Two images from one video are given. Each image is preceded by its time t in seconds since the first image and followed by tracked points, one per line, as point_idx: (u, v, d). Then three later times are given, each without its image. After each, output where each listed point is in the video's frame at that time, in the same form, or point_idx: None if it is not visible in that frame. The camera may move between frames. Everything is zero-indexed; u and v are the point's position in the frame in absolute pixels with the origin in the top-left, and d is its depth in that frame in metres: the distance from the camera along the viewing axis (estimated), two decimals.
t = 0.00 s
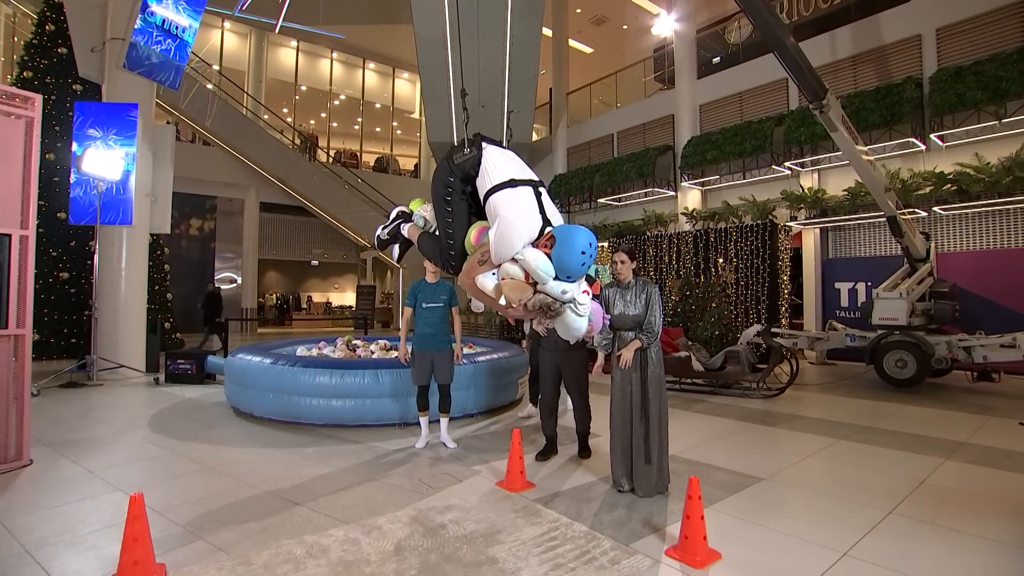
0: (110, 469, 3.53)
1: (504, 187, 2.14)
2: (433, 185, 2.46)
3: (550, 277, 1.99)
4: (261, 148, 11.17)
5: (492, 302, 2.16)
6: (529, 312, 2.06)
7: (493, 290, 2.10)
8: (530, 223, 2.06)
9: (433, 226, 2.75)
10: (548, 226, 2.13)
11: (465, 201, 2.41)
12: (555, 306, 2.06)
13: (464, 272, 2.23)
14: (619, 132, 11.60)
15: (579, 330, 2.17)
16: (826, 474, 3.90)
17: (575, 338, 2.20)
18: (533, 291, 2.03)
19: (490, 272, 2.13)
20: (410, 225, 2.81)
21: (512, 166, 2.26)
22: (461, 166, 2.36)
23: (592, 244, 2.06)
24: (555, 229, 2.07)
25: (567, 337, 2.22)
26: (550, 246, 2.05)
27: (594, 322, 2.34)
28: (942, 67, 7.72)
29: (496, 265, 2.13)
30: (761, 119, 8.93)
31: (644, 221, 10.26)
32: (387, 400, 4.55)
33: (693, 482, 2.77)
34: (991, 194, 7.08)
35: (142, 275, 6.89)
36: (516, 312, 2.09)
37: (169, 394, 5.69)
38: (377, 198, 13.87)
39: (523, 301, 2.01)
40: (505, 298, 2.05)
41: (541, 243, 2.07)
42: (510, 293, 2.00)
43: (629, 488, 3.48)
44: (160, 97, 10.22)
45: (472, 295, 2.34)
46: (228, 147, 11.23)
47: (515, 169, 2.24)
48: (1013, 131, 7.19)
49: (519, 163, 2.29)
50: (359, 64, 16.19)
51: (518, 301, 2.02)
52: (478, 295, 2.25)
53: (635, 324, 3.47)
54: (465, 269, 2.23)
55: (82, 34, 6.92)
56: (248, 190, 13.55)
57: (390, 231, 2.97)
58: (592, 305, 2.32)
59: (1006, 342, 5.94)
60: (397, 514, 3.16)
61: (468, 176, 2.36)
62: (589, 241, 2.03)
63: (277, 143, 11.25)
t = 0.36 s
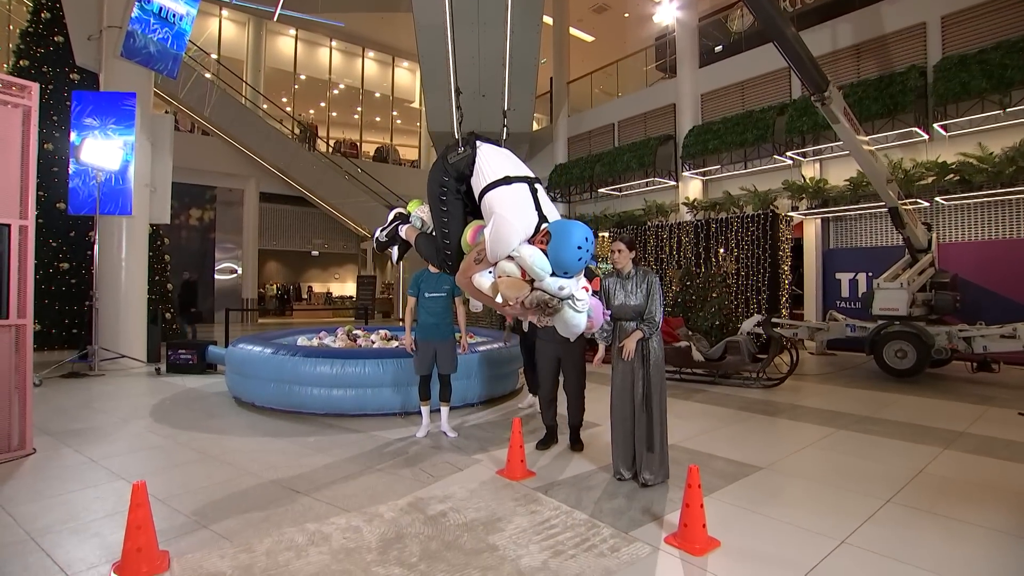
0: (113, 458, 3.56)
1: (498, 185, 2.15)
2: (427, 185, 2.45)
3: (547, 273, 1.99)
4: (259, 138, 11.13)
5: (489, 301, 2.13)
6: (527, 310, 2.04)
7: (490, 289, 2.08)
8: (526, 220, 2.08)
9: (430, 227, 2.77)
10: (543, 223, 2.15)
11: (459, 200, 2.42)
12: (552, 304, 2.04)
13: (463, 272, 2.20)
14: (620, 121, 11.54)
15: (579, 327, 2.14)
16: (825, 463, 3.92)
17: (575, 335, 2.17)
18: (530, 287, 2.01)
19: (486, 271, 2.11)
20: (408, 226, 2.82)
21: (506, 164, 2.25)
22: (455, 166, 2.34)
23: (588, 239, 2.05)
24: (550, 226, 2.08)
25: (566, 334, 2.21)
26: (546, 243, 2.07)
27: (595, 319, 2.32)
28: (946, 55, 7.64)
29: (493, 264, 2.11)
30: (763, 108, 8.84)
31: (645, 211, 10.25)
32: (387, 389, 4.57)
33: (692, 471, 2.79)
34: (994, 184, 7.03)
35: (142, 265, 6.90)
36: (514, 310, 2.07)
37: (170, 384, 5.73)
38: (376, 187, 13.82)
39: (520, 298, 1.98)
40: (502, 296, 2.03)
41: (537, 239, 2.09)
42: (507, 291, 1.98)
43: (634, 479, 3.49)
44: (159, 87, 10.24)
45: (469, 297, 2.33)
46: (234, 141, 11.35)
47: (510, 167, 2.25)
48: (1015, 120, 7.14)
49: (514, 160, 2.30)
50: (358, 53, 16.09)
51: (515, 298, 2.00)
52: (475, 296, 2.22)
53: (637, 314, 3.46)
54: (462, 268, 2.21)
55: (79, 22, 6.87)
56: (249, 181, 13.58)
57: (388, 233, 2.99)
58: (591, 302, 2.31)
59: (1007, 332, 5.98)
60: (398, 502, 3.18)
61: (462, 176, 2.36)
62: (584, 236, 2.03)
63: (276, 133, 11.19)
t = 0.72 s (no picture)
0: (98, 454, 3.47)
1: (486, 195, 2.09)
2: (415, 192, 2.41)
3: (532, 289, 1.93)
4: (248, 123, 10.99)
5: (474, 314, 2.10)
6: (512, 326, 1.99)
7: (474, 302, 2.05)
8: (514, 231, 2.02)
9: (417, 231, 2.73)
10: (531, 234, 2.08)
11: (446, 207, 2.36)
12: (538, 319, 2.00)
13: (447, 283, 2.17)
14: (624, 104, 11.34)
15: (566, 345, 2.08)
16: (837, 458, 3.80)
17: (563, 354, 2.10)
18: (515, 303, 1.97)
19: (471, 283, 2.09)
20: (396, 229, 2.78)
21: (496, 170, 2.18)
22: (442, 171, 2.31)
23: (577, 254, 1.97)
24: (537, 239, 2.01)
25: (554, 352, 2.14)
26: (532, 257, 1.99)
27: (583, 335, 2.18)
28: (970, 33, 7.36)
29: (478, 276, 2.08)
30: (775, 90, 8.58)
31: (650, 197, 10.09)
32: (382, 382, 4.46)
33: (699, 465, 2.68)
34: (1017, 170, 6.83)
35: (125, 252, 6.79)
36: (499, 325, 2.02)
37: (158, 377, 5.65)
38: (369, 173, 13.62)
39: (504, 313, 1.95)
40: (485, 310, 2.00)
41: (524, 253, 2.02)
42: (491, 306, 1.94)
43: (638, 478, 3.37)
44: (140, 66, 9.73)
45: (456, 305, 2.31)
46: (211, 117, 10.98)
47: (498, 172, 2.18)
48: None
49: (504, 166, 2.23)
50: (351, 32, 15.77)
51: (499, 313, 1.96)
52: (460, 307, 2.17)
53: (642, 304, 3.28)
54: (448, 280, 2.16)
55: None
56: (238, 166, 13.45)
57: (376, 236, 2.96)
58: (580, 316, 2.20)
59: None
60: (394, 498, 3.08)
61: (450, 181, 2.31)
62: (573, 250, 1.95)
63: (264, 115, 11.05)
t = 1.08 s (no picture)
0: (90, 449, 3.42)
1: (470, 207, 2.23)
2: (400, 200, 2.53)
3: (512, 307, 2.04)
4: (241, 109, 10.89)
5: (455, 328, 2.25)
6: (492, 342, 2.12)
7: (455, 316, 2.19)
8: (495, 246, 2.13)
9: (402, 237, 2.76)
10: (514, 249, 2.19)
11: (431, 217, 2.49)
12: (519, 337, 2.11)
13: (430, 295, 2.33)
14: (628, 90, 11.17)
15: (548, 364, 2.16)
16: (846, 453, 3.72)
17: (545, 371, 2.19)
18: (495, 320, 2.10)
19: (451, 299, 2.24)
20: (381, 235, 2.80)
21: (480, 182, 2.33)
22: (427, 180, 2.45)
23: (560, 274, 2.05)
24: (520, 256, 2.07)
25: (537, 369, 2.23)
26: (514, 274, 2.06)
27: (565, 353, 2.27)
28: (989, 14, 7.14)
29: (459, 291, 2.23)
30: (785, 74, 8.38)
31: (655, 186, 9.93)
32: (379, 374, 4.40)
33: (704, 460, 2.60)
34: None
35: (114, 243, 6.74)
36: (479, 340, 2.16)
37: (149, 371, 5.59)
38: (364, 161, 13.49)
39: (484, 330, 2.09)
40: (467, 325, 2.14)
41: (506, 270, 2.09)
42: (471, 323, 2.09)
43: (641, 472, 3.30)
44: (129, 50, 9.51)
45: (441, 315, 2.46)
46: (205, 105, 10.87)
47: (483, 182, 2.32)
48: None
49: (490, 175, 2.36)
50: (346, 15, 15.64)
51: (479, 330, 2.10)
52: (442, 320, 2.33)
53: (652, 296, 3.19)
54: (430, 292, 2.31)
55: None
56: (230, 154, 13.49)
57: (362, 241, 2.95)
58: (564, 334, 2.28)
59: None
60: (393, 493, 3.02)
61: (434, 191, 2.45)
62: (555, 271, 2.03)
63: (256, 101, 10.93)
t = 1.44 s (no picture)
0: (92, 438, 3.44)
1: (459, 206, 2.21)
2: (389, 198, 2.54)
3: (501, 307, 2.04)
4: (239, 97, 10.83)
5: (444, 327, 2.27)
6: (481, 341, 2.14)
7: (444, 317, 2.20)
8: (484, 246, 2.12)
9: (390, 235, 2.83)
10: (504, 247, 2.17)
11: (420, 215, 2.49)
12: (507, 337, 2.11)
13: (419, 296, 2.35)
14: (631, 77, 11.05)
15: (537, 365, 2.13)
16: (848, 442, 3.71)
17: (535, 372, 2.16)
18: (483, 320, 2.11)
19: (440, 299, 2.26)
20: (369, 232, 2.85)
21: (470, 180, 2.30)
22: (416, 179, 2.44)
23: (548, 273, 2.04)
24: (508, 255, 2.06)
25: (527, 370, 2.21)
26: (503, 273, 2.05)
27: (556, 354, 2.22)
28: None
29: (447, 291, 2.25)
30: (791, 60, 8.27)
31: (658, 173, 9.86)
32: (380, 362, 4.40)
33: (706, 447, 2.60)
34: None
35: (114, 233, 6.73)
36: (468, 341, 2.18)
37: (151, 360, 5.61)
38: (364, 149, 13.43)
39: (472, 329, 2.10)
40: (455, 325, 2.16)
41: (495, 269, 2.08)
42: (460, 323, 2.11)
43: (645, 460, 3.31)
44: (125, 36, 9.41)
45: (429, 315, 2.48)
46: (203, 92, 10.79)
47: (472, 181, 2.29)
48: None
49: (480, 174, 2.34)
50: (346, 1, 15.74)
51: (468, 330, 2.11)
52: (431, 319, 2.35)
53: (656, 286, 3.16)
54: (418, 292, 2.34)
55: None
56: (228, 142, 13.46)
57: (350, 238, 3.00)
58: (554, 334, 2.25)
59: None
60: (395, 481, 3.03)
61: (423, 190, 2.44)
62: (544, 271, 2.02)
63: (255, 89, 10.84)
